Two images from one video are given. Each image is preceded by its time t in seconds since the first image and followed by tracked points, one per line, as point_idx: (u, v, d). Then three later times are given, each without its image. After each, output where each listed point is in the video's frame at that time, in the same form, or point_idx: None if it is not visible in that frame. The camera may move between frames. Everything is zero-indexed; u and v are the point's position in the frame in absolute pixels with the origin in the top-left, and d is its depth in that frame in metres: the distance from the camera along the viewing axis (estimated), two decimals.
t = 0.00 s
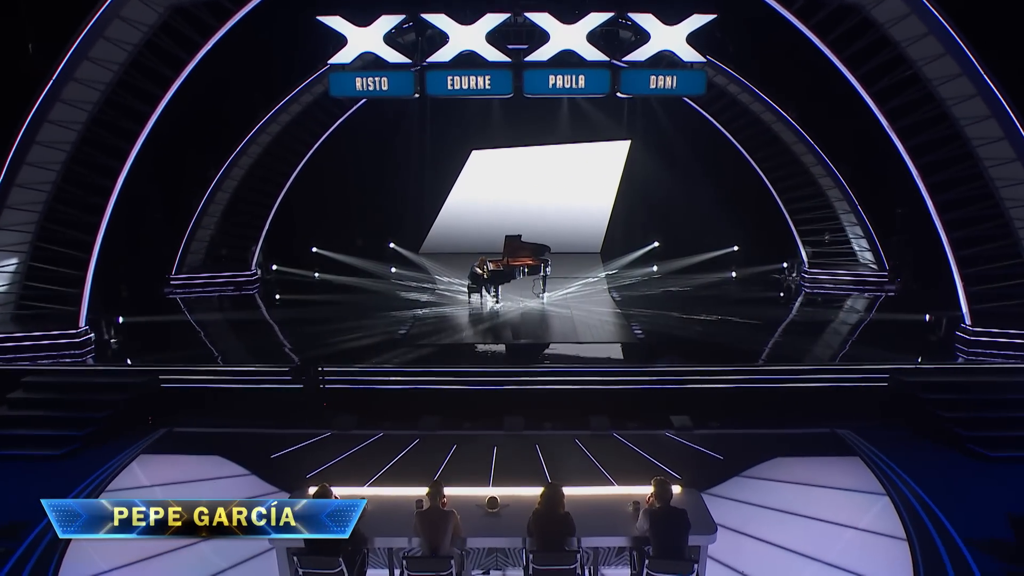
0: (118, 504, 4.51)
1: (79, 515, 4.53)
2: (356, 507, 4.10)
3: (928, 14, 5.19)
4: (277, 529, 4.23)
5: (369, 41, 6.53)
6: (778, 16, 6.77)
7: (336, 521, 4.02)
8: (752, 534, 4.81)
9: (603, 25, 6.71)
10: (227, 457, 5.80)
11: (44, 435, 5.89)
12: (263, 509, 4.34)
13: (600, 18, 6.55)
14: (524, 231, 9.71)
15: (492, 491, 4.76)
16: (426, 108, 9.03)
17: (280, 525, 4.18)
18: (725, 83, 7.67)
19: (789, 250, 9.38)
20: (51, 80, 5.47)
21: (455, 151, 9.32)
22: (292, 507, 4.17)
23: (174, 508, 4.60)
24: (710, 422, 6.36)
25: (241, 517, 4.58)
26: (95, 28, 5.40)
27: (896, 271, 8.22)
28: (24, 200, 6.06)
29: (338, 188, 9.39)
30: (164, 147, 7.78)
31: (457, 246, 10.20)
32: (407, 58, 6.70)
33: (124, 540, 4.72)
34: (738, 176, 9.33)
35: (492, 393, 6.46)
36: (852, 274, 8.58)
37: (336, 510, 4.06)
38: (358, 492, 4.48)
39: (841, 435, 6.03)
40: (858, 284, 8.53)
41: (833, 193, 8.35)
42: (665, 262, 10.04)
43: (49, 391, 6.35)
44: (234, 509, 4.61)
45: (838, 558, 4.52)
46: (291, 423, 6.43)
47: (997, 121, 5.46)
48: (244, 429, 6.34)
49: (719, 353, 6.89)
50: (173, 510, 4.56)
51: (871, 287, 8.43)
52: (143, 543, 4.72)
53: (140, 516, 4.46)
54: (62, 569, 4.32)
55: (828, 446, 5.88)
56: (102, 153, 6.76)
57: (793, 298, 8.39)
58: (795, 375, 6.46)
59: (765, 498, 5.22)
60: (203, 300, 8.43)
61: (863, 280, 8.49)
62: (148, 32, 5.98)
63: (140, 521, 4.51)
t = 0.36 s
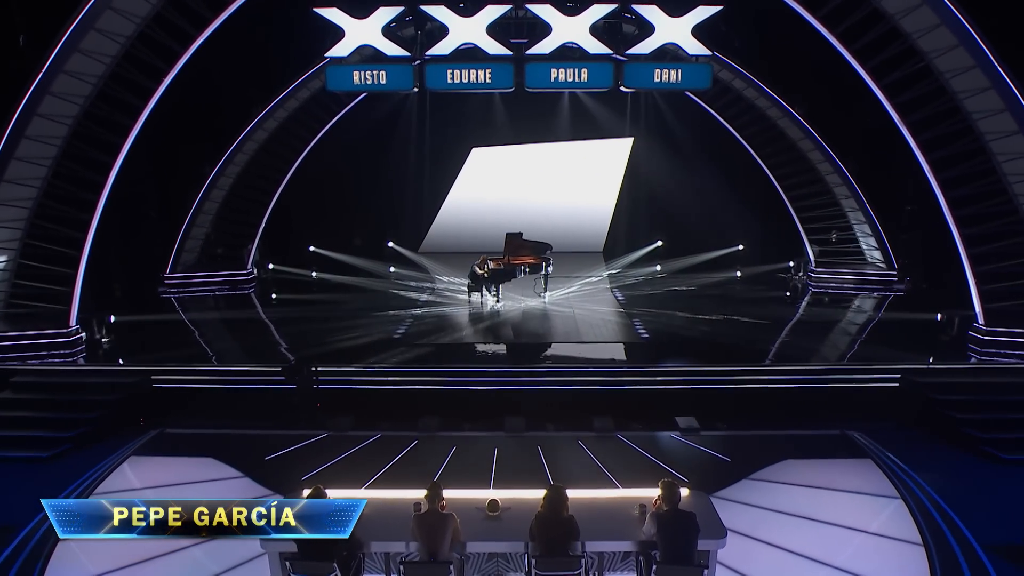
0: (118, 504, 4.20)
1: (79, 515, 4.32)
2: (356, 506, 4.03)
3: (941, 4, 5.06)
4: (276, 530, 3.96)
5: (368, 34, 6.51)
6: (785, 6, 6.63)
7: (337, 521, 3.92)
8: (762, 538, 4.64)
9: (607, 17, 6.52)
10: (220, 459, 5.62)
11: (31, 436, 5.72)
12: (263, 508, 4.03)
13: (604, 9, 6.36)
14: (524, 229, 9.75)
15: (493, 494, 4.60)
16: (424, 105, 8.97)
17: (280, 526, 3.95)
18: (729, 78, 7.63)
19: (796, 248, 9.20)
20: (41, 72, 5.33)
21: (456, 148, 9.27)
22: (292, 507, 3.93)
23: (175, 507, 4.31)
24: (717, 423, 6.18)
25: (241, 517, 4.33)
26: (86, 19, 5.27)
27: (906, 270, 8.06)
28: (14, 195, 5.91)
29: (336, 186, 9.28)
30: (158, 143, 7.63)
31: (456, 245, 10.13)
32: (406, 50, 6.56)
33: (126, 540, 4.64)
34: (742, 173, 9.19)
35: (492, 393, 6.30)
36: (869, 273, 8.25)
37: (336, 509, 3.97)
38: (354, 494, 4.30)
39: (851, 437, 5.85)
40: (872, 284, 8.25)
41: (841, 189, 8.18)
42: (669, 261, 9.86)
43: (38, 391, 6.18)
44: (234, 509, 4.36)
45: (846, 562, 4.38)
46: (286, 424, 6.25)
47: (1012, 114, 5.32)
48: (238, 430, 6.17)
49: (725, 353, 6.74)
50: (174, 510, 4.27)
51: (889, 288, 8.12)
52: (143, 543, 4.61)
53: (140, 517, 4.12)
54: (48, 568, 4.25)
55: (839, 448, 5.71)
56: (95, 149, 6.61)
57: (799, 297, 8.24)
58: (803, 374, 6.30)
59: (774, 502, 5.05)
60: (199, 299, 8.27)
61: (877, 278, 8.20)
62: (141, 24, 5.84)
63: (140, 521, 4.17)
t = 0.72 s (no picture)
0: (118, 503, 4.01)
1: (77, 515, 4.09)
2: (357, 506, 3.86)
3: None
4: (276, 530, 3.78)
5: (365, 25, 6.42)
6: None
7: (338, 520, 3.79)
8: (772, 543, 4.48)
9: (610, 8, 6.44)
10: (213, 461, 5.45)
11: (18, 438, 5.55)
12: (263, 508, 3.85)
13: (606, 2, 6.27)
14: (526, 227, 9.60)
15: (494, 496, 4.43)
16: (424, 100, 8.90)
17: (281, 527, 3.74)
18: (736, 73, 7.43)
19: (803, 247, 9.05)
20: (31, 64, 5.19)
21: (456, 146, 9.15)
22: (292, 507, 3.73)
23: (175, 506, 4.02)
24: (725, 425, 6.00)
25: (241, 517, 4.08)
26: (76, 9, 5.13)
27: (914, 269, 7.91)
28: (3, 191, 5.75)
29: (335, 184, 9.16)
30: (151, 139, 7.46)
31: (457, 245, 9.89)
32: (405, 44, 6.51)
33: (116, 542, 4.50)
34: (747, 170, 9.06)
35: (493, 393, 6.15)
36: (879, 271, 8.17)
37: (336, 509, 3.81)
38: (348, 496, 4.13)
39: (863, 439, 5.68)
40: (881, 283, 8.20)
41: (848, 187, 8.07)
42: (673, 260, 9.83)
43: (26, 391, 6.02)
44: (234, 508, 4.08)
45: (857, 566, 4.23)
46: (281, 425, 6.09)
47: None
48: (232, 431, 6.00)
49: (731, 352, 6.59)
50: (174, 510, 3.98)
51: (896, 288, 8.08)
52: (137, 543, 4.50)
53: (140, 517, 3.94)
54: (34, 568, 4.14)
55: (851, 450, 5.53)
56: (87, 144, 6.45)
57: (806, 297, 8.09)
58: (812, 375, 6.14)
59: (784, 505, 4.89)
60: (194, 298, 8.13)
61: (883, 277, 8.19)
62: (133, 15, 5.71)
63: (141, 520, 3.97)
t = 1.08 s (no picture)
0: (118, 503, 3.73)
1: (77, 515, 3.80)
2: (358, 505, 3.64)
3: None
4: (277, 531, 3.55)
5: (361, 18, 6.29)
6: None
7: (337, 521, 3.55)
8: (784, 549, 4.31)
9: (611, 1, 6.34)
10: (203, 464, 5.28)
11: (4, 440, 5.38)
12: (263, 507, 3.57)
13: None
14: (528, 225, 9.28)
15: (495, 499, 4.26)
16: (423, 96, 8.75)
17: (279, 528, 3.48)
18: (740, 69, 7.27)
19: (809, 246, 8.95)
20: (19, 55, 5.06)
21: (455, 143, 9.00)
22: (292, 506, 3.48)
23: (175, 506, 3.72)
24: (732, 427, 5.84)
25: (241, 518, 3.70)
26: None
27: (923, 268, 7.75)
28: None
29: (333, 182, 9.03)
30: (145, 135, 7.31)
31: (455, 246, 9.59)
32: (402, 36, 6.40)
33: (99, 547, 4.32)
34: (750, 168, 9.00)
35: (493, 394, 5.98)
36: (888, 270, 8.04)
37: (336, 509, 3.57)
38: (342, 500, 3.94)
39: (875, 441, 5.51)
40: (889, 282, 8.07)
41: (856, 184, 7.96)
42: (676, 259, 9.78)
43: (14, 392, 5.85)
44: (234, 508, 3.74)
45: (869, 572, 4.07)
46: (275, 427, 5.92)
47: None
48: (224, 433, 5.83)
49: (737, 352, 6.43)
50: (175, 509, 3.67)
51: (906, 287, 7.94)
52: (131, 544, 4.36)
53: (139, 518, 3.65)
54: (20, 568, 4.02)
55: (862, 453, 5.36)
56: (78, 139, 6.31)
57: (813, 297, 7.94)
58: (821, 375, 5.97)
59: (795, 509, 4.72)
60: (187, 298, 7.97)
61: (894, 278, 8.03)
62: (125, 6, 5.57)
63: (140, 521, 3.66)
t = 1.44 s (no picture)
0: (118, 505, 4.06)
1: (77, 515, 4.09)
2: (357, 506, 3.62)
3: None
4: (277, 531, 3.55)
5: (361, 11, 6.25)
6: None
7: (337, 521, 3.55)
8: (797, 555, 4.13)
9: None
10: (194, 467, 5.11)
11: None
12: (262, 508, 3.62)
13: None
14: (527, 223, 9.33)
15: (497, 503, 4.10)
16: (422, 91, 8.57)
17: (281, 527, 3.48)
18: (746, 64, 7.22)
19: (816, 245, 8.80)
20: (7, 47, 4.92)
21: (454, 141, 8.83)
22: (292, 506, 3.41)
23: (176, 507, 3.97)
24: (740, 429, 5.67)
25: (241, 518, 3.94)
26: None
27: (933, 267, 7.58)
28: None
29: (331, 181, 8.89)
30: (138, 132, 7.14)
31: (453, 244, 9.59)
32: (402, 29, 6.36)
33: (84, 549, 4.16)
34: (754, 166, 8.82)
35: (494, 396, 5.82)
36: (895, 271, 7.92)
37: (336, 509, 3.58)
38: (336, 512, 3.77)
39: (888, 444, 5.32)
40: (897, 283, 7.96)
41: (863, 181, 7.88)
42: (678, 259, 9.58)
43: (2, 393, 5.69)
44: (232, 509, 4.03)
45: None
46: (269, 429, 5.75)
47: None
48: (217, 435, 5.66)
49: (744, 353, 6.27)
50: (173, 511, 3.96)
51: (915, 287, 7.82)
52: (118, 544, 4.25)
53: (140, 517, 3.88)
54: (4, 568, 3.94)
55: (876, 456, 5.18)
56: (69, 135, 6.16)
57: (820, 297, 7.80)
58: (831, 376, 5.80)
59: (807, 514, 4.54)
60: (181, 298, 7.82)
61: (902, 277, 7.92)
62: None
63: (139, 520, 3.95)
